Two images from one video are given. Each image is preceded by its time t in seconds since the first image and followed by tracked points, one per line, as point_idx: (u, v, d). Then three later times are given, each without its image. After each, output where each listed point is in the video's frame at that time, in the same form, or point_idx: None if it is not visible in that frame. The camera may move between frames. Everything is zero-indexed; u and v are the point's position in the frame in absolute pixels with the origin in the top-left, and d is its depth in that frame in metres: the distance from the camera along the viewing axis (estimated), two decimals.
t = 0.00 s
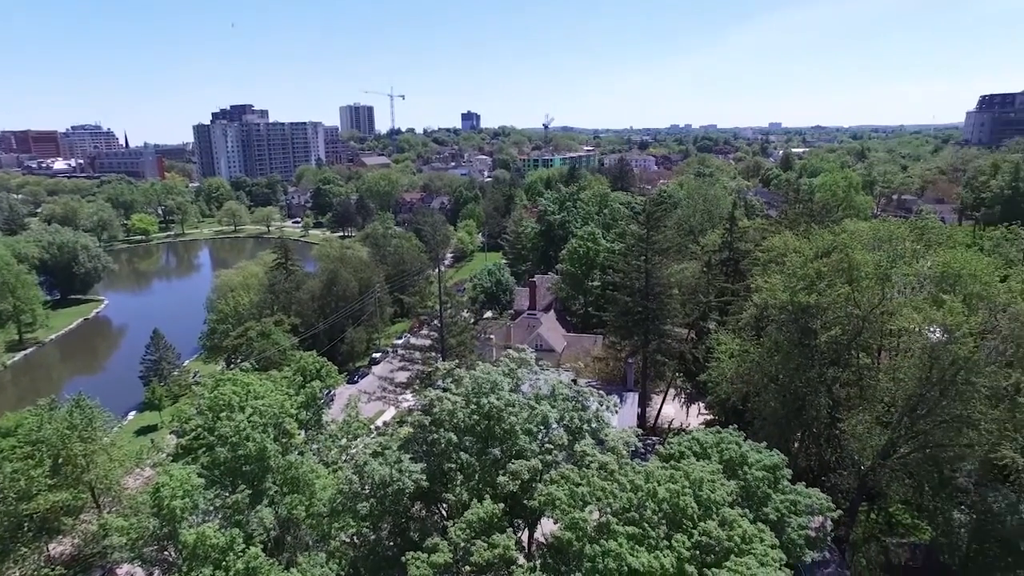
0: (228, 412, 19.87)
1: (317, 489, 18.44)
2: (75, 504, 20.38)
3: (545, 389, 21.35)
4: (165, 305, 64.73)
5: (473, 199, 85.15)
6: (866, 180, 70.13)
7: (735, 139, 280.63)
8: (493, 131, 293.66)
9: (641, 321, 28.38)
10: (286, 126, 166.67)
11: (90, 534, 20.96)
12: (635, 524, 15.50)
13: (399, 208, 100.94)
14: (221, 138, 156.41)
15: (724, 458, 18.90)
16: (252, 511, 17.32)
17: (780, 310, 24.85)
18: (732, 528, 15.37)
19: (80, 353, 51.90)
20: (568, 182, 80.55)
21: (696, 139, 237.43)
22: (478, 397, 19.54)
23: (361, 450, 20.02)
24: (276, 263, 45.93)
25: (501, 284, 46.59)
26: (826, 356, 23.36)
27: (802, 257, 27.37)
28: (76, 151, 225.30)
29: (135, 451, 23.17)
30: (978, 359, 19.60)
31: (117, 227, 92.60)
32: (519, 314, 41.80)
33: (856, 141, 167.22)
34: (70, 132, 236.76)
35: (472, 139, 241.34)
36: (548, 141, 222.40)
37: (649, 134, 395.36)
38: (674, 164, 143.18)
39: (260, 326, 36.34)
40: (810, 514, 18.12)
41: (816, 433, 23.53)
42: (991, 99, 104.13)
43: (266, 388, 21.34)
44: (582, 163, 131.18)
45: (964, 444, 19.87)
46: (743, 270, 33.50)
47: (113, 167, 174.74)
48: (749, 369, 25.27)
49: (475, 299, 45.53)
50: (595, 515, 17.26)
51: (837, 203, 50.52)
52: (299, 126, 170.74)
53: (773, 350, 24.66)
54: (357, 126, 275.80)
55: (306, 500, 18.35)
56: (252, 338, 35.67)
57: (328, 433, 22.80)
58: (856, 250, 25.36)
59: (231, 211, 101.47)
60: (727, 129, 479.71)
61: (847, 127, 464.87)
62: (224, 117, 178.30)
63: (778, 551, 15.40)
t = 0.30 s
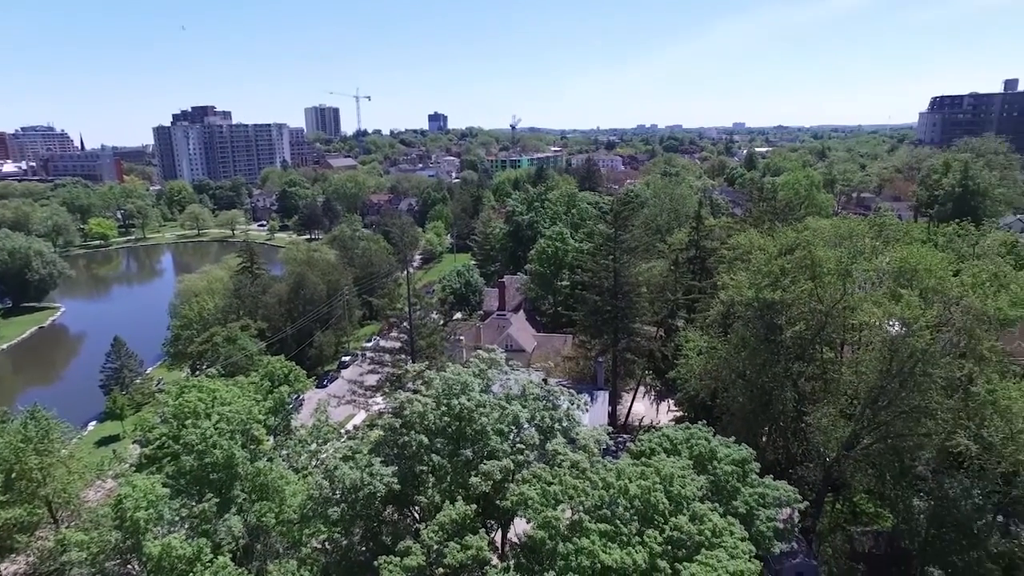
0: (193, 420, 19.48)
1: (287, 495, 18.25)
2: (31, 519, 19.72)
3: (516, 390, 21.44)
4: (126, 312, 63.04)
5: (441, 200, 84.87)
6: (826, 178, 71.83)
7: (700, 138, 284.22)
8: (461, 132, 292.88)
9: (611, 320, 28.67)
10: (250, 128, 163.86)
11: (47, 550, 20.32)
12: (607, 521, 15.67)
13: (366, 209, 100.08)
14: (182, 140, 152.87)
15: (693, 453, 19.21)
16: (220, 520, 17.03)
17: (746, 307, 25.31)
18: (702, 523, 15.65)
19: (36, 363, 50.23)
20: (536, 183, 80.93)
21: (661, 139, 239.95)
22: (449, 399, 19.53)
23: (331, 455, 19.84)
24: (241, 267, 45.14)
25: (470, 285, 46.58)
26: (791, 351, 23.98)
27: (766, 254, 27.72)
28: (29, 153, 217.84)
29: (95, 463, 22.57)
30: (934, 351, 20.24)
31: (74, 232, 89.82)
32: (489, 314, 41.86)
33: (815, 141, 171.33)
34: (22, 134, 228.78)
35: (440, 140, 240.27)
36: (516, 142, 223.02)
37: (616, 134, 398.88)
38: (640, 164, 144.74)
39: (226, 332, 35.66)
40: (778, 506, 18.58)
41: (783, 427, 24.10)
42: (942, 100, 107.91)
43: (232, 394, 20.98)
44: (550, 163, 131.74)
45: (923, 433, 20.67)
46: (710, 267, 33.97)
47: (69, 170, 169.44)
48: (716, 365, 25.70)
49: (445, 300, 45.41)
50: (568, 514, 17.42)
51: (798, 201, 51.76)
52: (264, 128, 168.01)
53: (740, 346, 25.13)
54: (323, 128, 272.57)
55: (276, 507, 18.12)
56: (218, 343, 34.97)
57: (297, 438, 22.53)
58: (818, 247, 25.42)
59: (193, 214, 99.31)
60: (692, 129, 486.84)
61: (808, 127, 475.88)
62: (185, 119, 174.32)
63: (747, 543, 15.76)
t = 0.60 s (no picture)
0: (164, 426, 19.11)
1: (262, 501, 18.06)
2: None
3: (492, 390, 21.46)
4: (93, 318, 61.61)
5: (415, 201, 84.50)
6: (795, 177, 73.05)
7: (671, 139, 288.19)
8: (434, 133, 291.99)
9: (586, 319, 28.81)
10: (220, 130, 161.34)
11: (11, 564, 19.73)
12: (585, 519, 15.79)
13: (339, 212, 99.23)
14: (150, 142, 149.71)
15: (670, 450, 19.44)
16: (193, 529, 16.78)
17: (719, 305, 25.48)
18: (679, 518, 15.84)
19: None
20: (510, 183, 81.11)
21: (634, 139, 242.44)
22: (425, 400, 19.49)
23: (307, 459, 19.64)
24: (212, 271, 44.42)
25: (445, 287, 46.50)
26: (765, 348, 24.26)
27: (738, 252, 27.83)
28: None
29: (61, 474, 22.00)
30: (901, 345, 20.80)
31: (36, 237, 87.35)
32: (464, 315, 41.84)
33: (783, 141, 174.55)
34: None
35: (413, 142, 239.33)
36: (490, 142, 222.82)
37: (590, 134, 401.55)
38: (614, 164, 145.86)
39: (197, 337, 35.05)
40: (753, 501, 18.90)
41: (757, 422, 24.40)
42: (905, 101, 110.68)
43: (205, 400, 20.63)
44: (524, 164, 132.08)
45: (891, 426, 21.18)
46: (684, 266, 34.19)
47: (31, 172, 164.92)
48: (691, 362, 25.84)
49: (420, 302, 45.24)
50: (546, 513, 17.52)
51: (769, 200, 52.61)
52: (234, 130, 165.47)
53: (714, 344, 25.15)
54: (294, 129, 269.70)
55: (251, 513, 17.89)
56: (189, 349, 34.33)
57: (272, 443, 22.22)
58: (789, 244, 25.74)
59: (161, 218, 97.38)
60: (665, 129, 491.96)
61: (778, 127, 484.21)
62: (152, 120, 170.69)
63: (723, 537, 16.03)
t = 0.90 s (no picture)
0: (135, 434, 18.70)
1: (237, 508, 17.71)
2: None
3: (469, 391, 21.45)
4: (59, 324, 60.17)
5: (390, 202, 84.05)
6: (766, 176, 74.26)
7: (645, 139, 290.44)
8: (408, 134, 290.54)
9: (563, 319, 28.90)
10: (190, 131, 158.76)
11: None
12: (564, 518, 15.85)
13: (313, 214, 98.29)
14: (117, 144, 147.04)
15: (647, 448, 19.62)
16: (166, 538, 16.58)
17: (694, 303, 25.63)
18: (656, 515, 16.01)
19: None
20: (485, 184, 81.17)
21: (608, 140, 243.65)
22: (402, 402, 19.42)
23: (282, 464, 19.43)
24: (183, 274, 43.72)
25: (421, 288, 46.35)
26: (739, 345, 24.48)
27: (712, 251, 27.98)
28: None
29: (26, 484, 21.43)
30: (871, 340, 21.26)
31: None
32: (441, 316, 41.75)
33: (754, 140, 177.21)
34: None
35: (388, 142, 238.01)
36: (464, 143, 222.47)
37: (565, 135, 402.71)
38: (589, 164, 146.65)
39: (168, 342, 34.45)
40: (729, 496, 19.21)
41: (733, 419, 24.64)
42: (871, 101, 113.34)
43: (177, 406, 20.25)
44: (500, 164, 132.23)
45: (862, 419, 21.58)
46: (659, 265, 34.41)
47: None
48: (667, 360, 25.91)
49: (395, 303, 44.98)
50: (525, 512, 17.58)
51: (741, 199, 53.37)
52: (204, 131, 162.91)
53: (689, 341, 25.24)
54: (267, 130, 266.39)
55: (226, 520, 17.59)
56: (160, 354, 33.68)
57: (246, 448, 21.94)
58: (761, 242, 26.03)
59: (130, 221, 95.43)
60: (640, 129, 495.77)
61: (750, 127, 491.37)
62: (119, 121, 167.25)
63: (700, 532, 16.23)
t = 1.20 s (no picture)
0: (94, 445, 18.16)
1: (203, 518, 17.39)
2: None
3: (439, 392, 21.38)
4: (12, 334, 58.18)
5: (357, 204, 83.29)
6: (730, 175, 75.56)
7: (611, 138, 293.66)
8: (376, 135, 288.24)
9: (532, 319, 28.99)
10: (149, 133, 155.14)
11: None
12: (535, 517, 15.92)
13: (278, 216, 96.88)
14: (72, 146, 143.56)
15: (617, 445, 19.83)
16: (128, 551, 15.93)
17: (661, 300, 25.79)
18: (627, 511, 16.17)
19: None
20: (453, 185, 80.93)
21: (573, 140, 245.86)
22: (371, 405, 19.31)
23: (249, 471, 19.10)
24: (145, 280, 42.72)
25: (390, 290, 46.04)
26: (705, 342, 24.76)
27: (678, 249, 28.12)
28: None
29: None
30: (832, 335, 21.76)
31: None
32: (410, 319, 41.54)
33: (717, 140, 180.50)
34: None
35: (355, 144, 235.86)
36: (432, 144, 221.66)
37: (533, 135, 404.42)
38: (557, 164, 147.50)
39: (129, 349, 33.60)
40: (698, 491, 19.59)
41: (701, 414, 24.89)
42: (830, 102, 115.85)
43: (139, 415, 19.78)
44: (468, 165, 132.06)
45: (826, 412, 22.04)
46: (626, 264, 34.59)
47: None
48: (635, 358, 25.85)
49: (364, 306, 44.60)
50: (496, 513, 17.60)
51: (706, 198, 54.22)
52: (165, 133, 159.34)
53: (657, 338, 25.30)
54: (230, 132, 261.52)
55: (191, 531, 17.09)
56: (121, 362, 32.86)
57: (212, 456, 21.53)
58: (726, 240, 26.38)
59: (87, 225, 92.78)
60: (608, 130, 500.13)
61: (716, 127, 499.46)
62: (75, 123, 162.43)
63: (670, 527, 16.47)
